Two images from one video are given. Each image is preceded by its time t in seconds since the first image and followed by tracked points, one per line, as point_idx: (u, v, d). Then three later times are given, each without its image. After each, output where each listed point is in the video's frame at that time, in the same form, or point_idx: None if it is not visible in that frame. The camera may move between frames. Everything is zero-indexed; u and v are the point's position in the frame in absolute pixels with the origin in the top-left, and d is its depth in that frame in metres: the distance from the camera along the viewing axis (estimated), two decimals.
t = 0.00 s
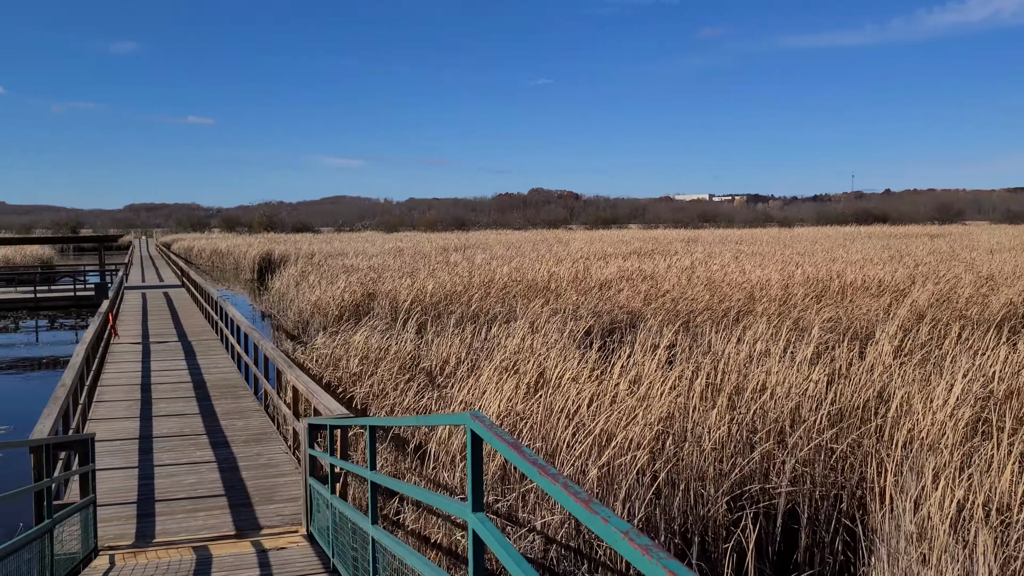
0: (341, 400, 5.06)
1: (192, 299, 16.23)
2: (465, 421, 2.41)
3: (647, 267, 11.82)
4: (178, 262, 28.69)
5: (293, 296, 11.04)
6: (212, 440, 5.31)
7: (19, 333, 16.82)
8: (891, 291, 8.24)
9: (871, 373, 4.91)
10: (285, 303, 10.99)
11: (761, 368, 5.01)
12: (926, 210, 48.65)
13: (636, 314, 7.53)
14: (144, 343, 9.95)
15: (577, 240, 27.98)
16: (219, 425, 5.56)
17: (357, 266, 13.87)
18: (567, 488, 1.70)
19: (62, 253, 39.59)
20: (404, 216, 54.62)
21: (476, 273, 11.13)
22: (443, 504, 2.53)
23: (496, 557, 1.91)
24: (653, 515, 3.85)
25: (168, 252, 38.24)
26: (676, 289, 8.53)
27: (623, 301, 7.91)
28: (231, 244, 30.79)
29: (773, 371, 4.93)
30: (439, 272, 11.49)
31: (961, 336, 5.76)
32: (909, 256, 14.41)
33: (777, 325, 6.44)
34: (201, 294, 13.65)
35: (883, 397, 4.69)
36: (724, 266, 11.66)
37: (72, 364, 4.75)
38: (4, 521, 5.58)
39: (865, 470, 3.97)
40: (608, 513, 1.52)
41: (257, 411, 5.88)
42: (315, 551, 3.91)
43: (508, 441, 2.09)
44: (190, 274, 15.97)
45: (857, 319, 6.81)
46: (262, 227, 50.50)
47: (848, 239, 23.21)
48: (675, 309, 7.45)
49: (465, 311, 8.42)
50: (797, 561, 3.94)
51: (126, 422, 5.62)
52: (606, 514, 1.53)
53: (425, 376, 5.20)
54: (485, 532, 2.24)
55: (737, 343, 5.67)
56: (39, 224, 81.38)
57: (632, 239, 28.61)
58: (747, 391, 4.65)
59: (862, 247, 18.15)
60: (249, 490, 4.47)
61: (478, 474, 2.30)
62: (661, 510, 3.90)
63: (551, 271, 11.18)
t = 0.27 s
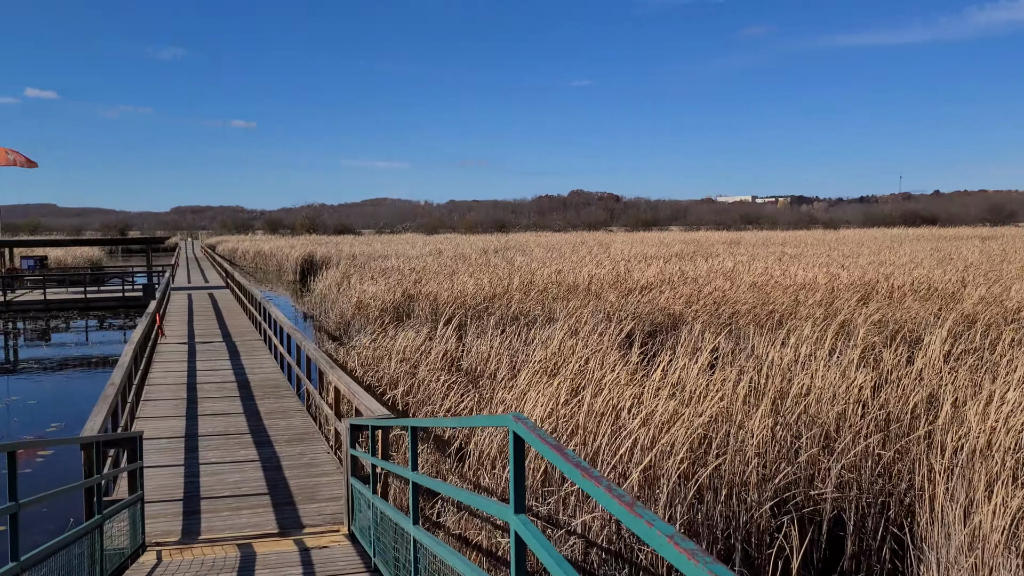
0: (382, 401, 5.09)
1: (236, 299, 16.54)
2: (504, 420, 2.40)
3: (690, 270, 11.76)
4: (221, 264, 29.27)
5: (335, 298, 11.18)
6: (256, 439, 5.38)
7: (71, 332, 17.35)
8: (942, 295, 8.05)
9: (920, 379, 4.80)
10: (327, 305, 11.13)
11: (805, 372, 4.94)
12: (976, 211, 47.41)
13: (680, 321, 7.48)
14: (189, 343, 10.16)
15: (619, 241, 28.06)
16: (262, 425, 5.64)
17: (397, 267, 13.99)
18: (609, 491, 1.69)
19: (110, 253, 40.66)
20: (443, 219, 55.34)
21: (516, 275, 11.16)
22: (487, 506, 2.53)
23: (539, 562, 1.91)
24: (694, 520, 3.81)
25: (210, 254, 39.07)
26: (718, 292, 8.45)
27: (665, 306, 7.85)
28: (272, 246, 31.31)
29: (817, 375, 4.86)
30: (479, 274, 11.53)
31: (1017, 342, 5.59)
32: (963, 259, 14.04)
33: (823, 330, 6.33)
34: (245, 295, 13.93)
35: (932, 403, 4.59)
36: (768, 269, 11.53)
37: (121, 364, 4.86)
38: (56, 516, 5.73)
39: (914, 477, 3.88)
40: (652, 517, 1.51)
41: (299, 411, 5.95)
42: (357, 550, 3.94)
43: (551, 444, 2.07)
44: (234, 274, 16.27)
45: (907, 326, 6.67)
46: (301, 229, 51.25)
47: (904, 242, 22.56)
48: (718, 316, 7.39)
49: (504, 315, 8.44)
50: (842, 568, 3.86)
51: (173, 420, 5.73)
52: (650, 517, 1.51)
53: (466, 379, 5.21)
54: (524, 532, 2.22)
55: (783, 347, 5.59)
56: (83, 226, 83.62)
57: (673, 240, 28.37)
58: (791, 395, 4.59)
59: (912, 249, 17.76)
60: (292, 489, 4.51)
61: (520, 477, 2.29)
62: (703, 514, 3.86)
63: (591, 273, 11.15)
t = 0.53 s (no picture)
0: (420, 401, 5.12)
1: (276, 300, 16.80)
2: (545, 422, 2.35)
3: (730, 271, 11.66)
4: (260, 265, 29.78)
5: (373, 299, 11.29)
6: (296, 437, 5.44)
7: (117, 330, 17.80)
8: (991, 299, 7.86)
9: (968, 384, 4.69)
10: (364, 305, 11.25)
11: (848, 377, 4.86)
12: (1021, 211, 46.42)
13: (722, 326, 7.41)
14: (231, 343, 10.29)
15: (659, 241, 28.11)
16: (302, 424, 5.70)
17: (434, 268, 14.08)
18: (652, 493, 1.66)
19: (152, 254, 41.58)
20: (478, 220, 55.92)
21: (552, 276, 11.17)
22: (527, 507, 2.51)
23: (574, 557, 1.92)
24: (734, 524, 3.75)
25: (249, 255, 39.81)
26: (759, 295, 8.35)
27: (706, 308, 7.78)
28: (308, 248, 31.75)
29: (861, 379, 4.77)
30: (516, 276, 11.55)
31: None
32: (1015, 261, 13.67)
33: (867, 334, 6.22)
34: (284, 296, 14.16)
35: (980, 408, 4.47)
36: (809, 271, 11.37)
37: (166, 362, 4.94)
38: (102, 511, 5.86)
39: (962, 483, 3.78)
40: (696, 518, 1.47)
41: (338, 411, 6.00)
42: (395, 549, 3.95)
43: (591, 445, 2.03)
44: (274, 275, 16.53)
45: (955, 331, 6.51)
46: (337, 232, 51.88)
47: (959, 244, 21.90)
48: (758, 319, 7.31)
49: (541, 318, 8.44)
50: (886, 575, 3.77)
51: (215, 418, 5.83)
52: (692, 518, 1.48)
53: (504, 380, 5.21)
54: (567, 537, 2.15)
55: (825, 350, 5.50)
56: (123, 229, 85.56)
57: (712, 241, 28.10)
58: (834, 398, 4.51)
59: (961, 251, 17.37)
60: (331, 488, 4.54)
61: (560, 477, 2.27)
62: (743, 518, 3.80)
63: (629, 275, 11.10)
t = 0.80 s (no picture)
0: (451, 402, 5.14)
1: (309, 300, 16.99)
2: (581, 422, 2.33)
3: (766, 273, 11.57)
4: (294, 265, 30.16)
5: (405, 299, 11.37)
6: (329, 436, 5.49)
7: (154, 329, 18.12)
8: None
9: (1011, 389, 4.58)
10: (397, 305, 11.36)
11: (886, 381, 4.78)
12: None
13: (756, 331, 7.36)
14: (265, 343, 10.32)
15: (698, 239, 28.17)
16: (334, 422, 5.75)
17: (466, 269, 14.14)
18: (689, 496, 1.62)
19: (189, 253, 42.32)
20: (511, 222, 56.58)
21: (584, 277, 11.18)
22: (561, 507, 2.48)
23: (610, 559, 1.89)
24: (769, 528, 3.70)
25: (284, 255, 40.39)
26: (792, 298, 8.29)
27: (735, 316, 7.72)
28: (340, 248, 32.09)
29: (899, 383, 4.69)
30: (547, 276, 11.57)
31: None
32: None
33: (906, 337, 6.11)
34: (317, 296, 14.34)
35: None
36: (847, 272, 11.22)
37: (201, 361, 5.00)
38: (139, 507, 5.96)
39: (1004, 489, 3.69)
40: (733, 521, 1.43)
41: (370, 410, 6.04)
42: (426, 548, 3.95)
43: (627, 447, 1.99)
44: (308, 275, 16.70)
45: (998, 334, 6.37)
46: (370, 231, 52.33)
47: (1004, 245, 21.47)
48: (794, 322, 7.24)
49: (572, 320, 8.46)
50: None
51: (249, 417, 5.90)
52: (731, 522, 1.44)
53: (536, 381, 5.22)
54: (602, 539, 2.14)
55: (863, 354, 5.42)
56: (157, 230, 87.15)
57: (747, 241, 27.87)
58: (871, 402, 4.44)
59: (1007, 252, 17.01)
60: (364, 486, 4.57)
61: (594, 479, 2.24)
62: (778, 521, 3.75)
63: (662, 276, 11.07)
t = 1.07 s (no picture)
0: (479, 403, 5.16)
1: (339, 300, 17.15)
2: (613, 423, 2.30)
3: (799, 273, 11.48)
4: (323, 265, 30.45)
5: (434, 299, 11.44)
6: (358, 435, 5.53)
7: (187, 328, 18.39)
8: None
9: None
10: (427, 305, 11.44)
11: (921, 384, 4.70)
12: None
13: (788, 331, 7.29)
14: (294, 343, 10.32)
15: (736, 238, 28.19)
16: (363, 421, 5.79)
17: (495, 269, 14.18)
18: (721, 497, 1.57)
19: (221, 252, 42.92)
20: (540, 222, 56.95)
21: (614, 278, 11.17)
22: (591, 508, 2.45)
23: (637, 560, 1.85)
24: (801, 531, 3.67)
25: (315, 254, 40.84)
26: (825, 300, 8.21)
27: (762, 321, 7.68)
28: (369, 248, 32.33)
29: (934, 386, 4.61)
30: (576, 276, 11.57)
31: None
32: None
33: (942, 340, 6.01)
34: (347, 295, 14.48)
35: None
36: (882, 273, 11.08)
37: (232, 360, 5.06)
38: (172, 504, 6.03)
39: None
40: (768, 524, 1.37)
41: (399, 410, 6.08)
42: (455, 547, 3.96)
43: (657, 446, 1.97)
44: (337, 274, 16.84)
45: None
46: (398, 230, 52.63)
47: None
48: (829, 326, 7.18)
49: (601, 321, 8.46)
50: None
51: (279, 415, 5.97)
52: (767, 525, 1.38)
53: (565, 382, 5.22)
54: (633, 539, 2.11)
55: (898, 357, 5.34)
56: (186, 230, 88.43)
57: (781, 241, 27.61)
58: (906, 405, 4.37)
59: None
60: (393, 485, 4.60)
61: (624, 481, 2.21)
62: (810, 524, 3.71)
63: (692, 277, 11.03)
